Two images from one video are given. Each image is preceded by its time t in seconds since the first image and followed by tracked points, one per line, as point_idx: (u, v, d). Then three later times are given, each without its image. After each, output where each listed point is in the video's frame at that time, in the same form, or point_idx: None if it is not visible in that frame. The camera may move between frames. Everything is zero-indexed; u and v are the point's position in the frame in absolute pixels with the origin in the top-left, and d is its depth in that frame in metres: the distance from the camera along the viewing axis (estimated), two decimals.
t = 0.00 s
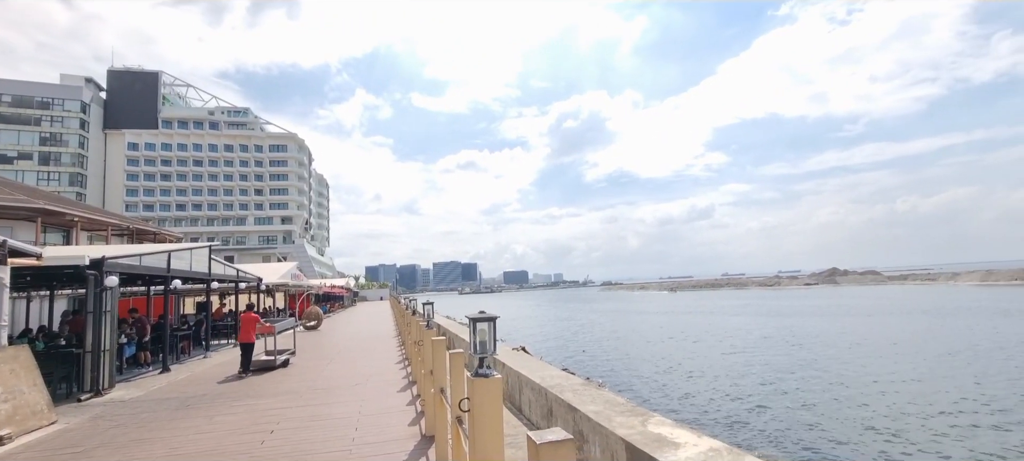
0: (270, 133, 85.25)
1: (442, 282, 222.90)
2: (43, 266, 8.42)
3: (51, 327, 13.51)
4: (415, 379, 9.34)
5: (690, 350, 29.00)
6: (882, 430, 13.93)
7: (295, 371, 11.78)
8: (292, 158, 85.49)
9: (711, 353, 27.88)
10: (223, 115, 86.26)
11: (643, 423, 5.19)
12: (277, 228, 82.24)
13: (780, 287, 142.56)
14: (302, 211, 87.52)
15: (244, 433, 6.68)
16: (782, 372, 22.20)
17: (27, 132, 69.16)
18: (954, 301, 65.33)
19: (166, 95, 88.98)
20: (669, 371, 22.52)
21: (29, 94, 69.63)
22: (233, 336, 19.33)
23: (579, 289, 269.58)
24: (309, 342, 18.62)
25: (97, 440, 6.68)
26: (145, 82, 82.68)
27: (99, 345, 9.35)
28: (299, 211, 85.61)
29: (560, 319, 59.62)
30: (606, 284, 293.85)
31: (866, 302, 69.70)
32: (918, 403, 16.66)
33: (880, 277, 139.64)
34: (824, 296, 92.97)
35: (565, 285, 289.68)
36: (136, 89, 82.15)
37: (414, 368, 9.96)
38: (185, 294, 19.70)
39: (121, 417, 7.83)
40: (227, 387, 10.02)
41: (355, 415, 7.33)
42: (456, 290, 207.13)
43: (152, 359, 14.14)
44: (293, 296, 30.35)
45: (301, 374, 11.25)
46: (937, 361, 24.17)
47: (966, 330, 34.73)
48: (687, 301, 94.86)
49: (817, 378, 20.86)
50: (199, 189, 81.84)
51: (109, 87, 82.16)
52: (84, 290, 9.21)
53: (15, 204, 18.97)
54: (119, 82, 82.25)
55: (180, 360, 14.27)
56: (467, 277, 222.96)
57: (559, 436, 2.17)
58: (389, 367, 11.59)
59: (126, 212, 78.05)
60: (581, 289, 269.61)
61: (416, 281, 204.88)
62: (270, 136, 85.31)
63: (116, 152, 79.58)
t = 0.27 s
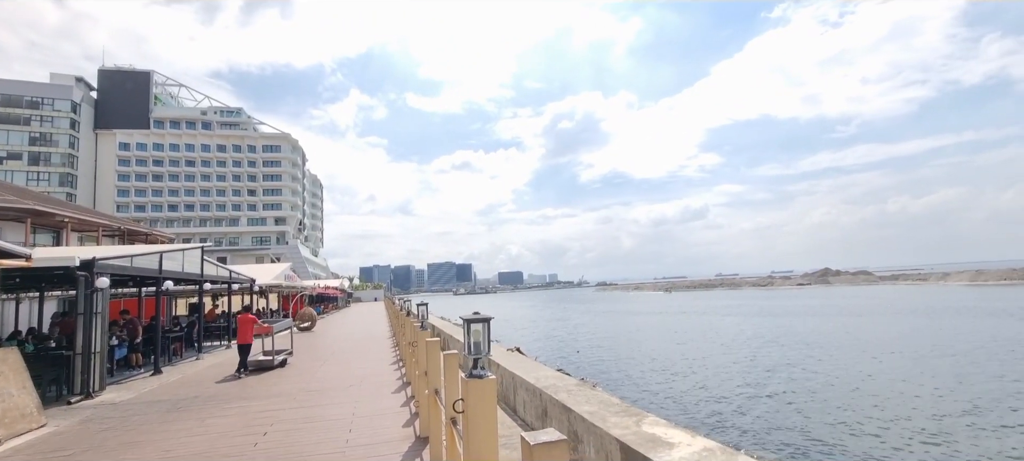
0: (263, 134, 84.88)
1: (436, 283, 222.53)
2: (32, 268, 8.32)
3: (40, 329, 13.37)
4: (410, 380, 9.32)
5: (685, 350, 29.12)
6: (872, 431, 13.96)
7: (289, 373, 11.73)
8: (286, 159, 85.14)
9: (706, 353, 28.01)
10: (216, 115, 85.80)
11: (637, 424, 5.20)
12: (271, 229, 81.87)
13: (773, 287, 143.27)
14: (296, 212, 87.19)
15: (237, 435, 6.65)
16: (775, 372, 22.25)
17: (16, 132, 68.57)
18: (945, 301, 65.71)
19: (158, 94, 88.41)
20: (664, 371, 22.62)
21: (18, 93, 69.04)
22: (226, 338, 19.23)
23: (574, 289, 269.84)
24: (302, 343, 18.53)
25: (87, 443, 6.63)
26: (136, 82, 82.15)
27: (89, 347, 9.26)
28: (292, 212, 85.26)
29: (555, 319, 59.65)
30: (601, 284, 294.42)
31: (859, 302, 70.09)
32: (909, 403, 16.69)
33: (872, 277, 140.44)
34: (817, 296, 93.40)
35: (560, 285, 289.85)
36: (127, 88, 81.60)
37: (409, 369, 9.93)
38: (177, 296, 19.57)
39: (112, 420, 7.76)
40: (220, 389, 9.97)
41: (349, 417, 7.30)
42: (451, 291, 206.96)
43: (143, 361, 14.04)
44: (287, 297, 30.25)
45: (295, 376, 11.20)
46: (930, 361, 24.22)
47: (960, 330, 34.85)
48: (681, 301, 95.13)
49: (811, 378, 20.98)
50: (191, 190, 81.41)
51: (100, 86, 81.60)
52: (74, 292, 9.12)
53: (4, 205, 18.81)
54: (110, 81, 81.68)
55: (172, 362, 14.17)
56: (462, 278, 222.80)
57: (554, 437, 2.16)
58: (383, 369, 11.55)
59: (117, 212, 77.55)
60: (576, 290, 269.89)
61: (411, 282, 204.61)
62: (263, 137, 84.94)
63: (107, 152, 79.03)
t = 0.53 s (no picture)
0: (261, 135, 84.74)
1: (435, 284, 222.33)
2: (29, 270, 8.28)
3: (36, 332, 13.32)
4: (409, 381, 9.30)
5: (683, 350, 29.21)
6: (871, 430, 13.90)
7: (286, 375, 11.71)
8: (284, 160, 85.05)
9: (705, 352, 28.10)
10: (213, 116, 85.64)
11: (637, 424, 5.19)
12: (269, 230, 81.79)
13: (772, 286, 143.44)
14: (294, 213, 87.08)
15: (236, 438, 6.63)
16: (775, 371, 22.20)
17: (11, 134, 68.37)
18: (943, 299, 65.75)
19: (154, 95, 88.22)
20: (662, 370, 22.69)
21: (13, 95, 68.77)
22: (224, 340, 19.19)
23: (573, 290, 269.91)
24: (300, 344, 18.46)
25: (84, 446, 6.61)
26: (133, 83, 82.01)
27: (86, 350, 9.23)
28: (291, 213, 85.14)
29: (553, 319, 59.62)
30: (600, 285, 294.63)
31: (857, 301, 70.21)
32: (909, 403, 16.59)
33: (869, 276, 140.60)
34: (815, 295, 93.49)
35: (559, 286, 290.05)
36: (123, 90, 81.40)
37: (407, 370, 9.92)
38: (174, 297, 19.52)
39: (109, 424, 7.75)
40: (219, 391, 9.94)
41: (349, 418, 7.30)
42: (450, 291, 206.85)
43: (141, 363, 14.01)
44: (285, 298, 30.20)
45: (292, 377, 11.18)
46: (932, 360, 24.05)
47: (957, 329, 34.89)
48: (680, 301, 95.14)
49: (809, 376, 21.04)
50: (189, 191, 81.29)
51: (96, 88, 81.38)
52: (70, 294, 9.09)
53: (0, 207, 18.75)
54: (106, 83, 81.47)
55: (170, 364, 14.14)
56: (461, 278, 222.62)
57: (554, 438, 2.15)
58: (382, 370, 11.54)
59: (114, 214, 77.37)
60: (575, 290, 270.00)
61: (409, 283, 204.42)
62: (261, 137, 84.83)
63: (104, 153, 78.85)
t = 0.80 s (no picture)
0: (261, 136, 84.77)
1: (435, 285, 222.35)
2: (29, 272, 8.27)
3: (36, 334, 13.31)
4: (410, 382, 9.29)
5: (684, 350, 29.19)
6: (871, 430, 13.84)
7: (287, 376, 11.69)
8: (284, 161, 85.11)
9: (706, 352, 28.10)
10: (213, 118, 85.71)
11: (637, 424, 5.19)
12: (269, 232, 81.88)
13: (772, 287, 143.46)
14: (294, 214, 87.10)
15: (237, 439, 6.63)
16: (777, 372, 22.13)
17: (12, 136, 68.44)
18: (943, 299, 65.71)
19: (154, 97, 88.30)
20: (663, 371, 22.70)
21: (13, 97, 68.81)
22: (225, 342, 19.19)
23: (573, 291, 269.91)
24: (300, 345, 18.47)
25: (85, 448, 6.61)
26: (133, 85, 82.35)
27: (86, 352, 9.24)
28: (291, 214, 85.19)
29: (553, 320, 59.60)
30: (600, 285, 294.55)
31: (857, 301, 70.21)
32: (911, 403, 16.50)
33: (870, 276, 140.54)
34: (815, 295, 93.46)
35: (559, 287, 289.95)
36: (123, 91, 81.44)
37: (408, 371, 9.91)
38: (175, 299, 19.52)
39: (110, 425, 7.75)
40: (219, 393, 9.94)
41: (350, 420, 7.30)
42: (450, 293, 206.77)
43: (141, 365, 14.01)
44: (286, 299, 30.20)
45: (292, 379, 11.17)
46: (936, 360, 23.89)
47: (958, 329, 34.83)
48: (680, 302, 95.07)
49: (811, 376, 21.05)
50: (189, 193, 81.35)
51: (96, 90, 81.45)
52: (71, 296, 9.10)
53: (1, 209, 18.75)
54: (106, 85, 81.58)
55: (170, 366, 14.16)
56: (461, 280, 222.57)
57: (555, 438, 2.14)
58: (383, 371, 11.53)
59: (114, 216, 77.41)
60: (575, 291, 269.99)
61: (410, 284, 204.38)
62: (261, 139, 84.86)
63: (104, 155, 78.89)
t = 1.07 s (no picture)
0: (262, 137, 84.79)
1: (436, 286, 222.39)
2: (30, 273, 8.28)
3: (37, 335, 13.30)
4: (410, 383, 9.28)
5: (686, 351, 29.19)
6: (874, 432, 13.75)
7: (287, 377, 11.68)
8: (285, 162, 85.17)
9: (708, 353, 28.11)
10: (214, 119, 85.78)
11: (639, 425, 5.18)
12: (270, 232, 82.00)
13: (773, 287, 143.32)
14: (294, 215, 87.17)
15: (238, 440, 6.62)
16: (779, 373, 22.07)
17: (13, 137, 68.50)
18: (945, 300, 65.63)
19: (155, 98, 88.37)
20: (664, 372, 22.70)
21: (15, 98, 68.64)
22: (225, 343, 19.19)
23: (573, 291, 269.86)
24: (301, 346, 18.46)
25: (86, 448, 6.62)
26: (133, 86, 82.53)
27: (88, 353, 9.24)
28: (292, 215, 85.27)
29: (553, 321, 59.59)
30: (601, 286, 294.45)
31: (858, 301, 70.15)
32: (913, 404, 16.43)
33: (870, 277, 140.45)
34: (815, 296, 93.52)
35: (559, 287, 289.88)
36: (124, 92, 81.67)
37: (409, 372, 9.90)
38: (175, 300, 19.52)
39: (111, 426, 7.75)
40: (220, 393, 9.94)
41: (351, 420, 7.29)
42: (451, 293, 206.70)
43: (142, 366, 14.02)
44: (286, 300, 30.18)
45: (293, 380, 11.16)
46: (939, 361, 23.80)
47: (959, 330, 34.78)
48: (680, 302, 94.99)
49: (813, 377, 21.05)
50: (189, 193, 81.42)
51: (97, 91, 81.50)
52: (72, 297, 9.11)
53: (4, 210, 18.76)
54: (107, 85, 81.68)
55: (171, 367, 14.17)
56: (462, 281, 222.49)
57: (556, 438, 2.14)
58: (384, 372, 11.53)
59: (115, 217, 77.43)
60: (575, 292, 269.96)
61: (410, 285, 204.31)
62: (262, 140, 84.89)
63: (105, 156, 78.94)
